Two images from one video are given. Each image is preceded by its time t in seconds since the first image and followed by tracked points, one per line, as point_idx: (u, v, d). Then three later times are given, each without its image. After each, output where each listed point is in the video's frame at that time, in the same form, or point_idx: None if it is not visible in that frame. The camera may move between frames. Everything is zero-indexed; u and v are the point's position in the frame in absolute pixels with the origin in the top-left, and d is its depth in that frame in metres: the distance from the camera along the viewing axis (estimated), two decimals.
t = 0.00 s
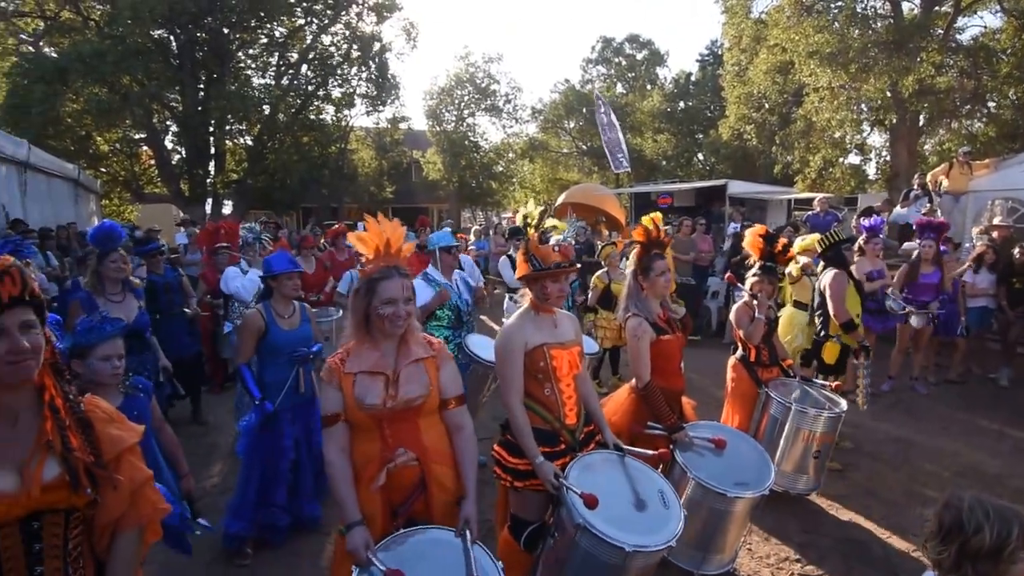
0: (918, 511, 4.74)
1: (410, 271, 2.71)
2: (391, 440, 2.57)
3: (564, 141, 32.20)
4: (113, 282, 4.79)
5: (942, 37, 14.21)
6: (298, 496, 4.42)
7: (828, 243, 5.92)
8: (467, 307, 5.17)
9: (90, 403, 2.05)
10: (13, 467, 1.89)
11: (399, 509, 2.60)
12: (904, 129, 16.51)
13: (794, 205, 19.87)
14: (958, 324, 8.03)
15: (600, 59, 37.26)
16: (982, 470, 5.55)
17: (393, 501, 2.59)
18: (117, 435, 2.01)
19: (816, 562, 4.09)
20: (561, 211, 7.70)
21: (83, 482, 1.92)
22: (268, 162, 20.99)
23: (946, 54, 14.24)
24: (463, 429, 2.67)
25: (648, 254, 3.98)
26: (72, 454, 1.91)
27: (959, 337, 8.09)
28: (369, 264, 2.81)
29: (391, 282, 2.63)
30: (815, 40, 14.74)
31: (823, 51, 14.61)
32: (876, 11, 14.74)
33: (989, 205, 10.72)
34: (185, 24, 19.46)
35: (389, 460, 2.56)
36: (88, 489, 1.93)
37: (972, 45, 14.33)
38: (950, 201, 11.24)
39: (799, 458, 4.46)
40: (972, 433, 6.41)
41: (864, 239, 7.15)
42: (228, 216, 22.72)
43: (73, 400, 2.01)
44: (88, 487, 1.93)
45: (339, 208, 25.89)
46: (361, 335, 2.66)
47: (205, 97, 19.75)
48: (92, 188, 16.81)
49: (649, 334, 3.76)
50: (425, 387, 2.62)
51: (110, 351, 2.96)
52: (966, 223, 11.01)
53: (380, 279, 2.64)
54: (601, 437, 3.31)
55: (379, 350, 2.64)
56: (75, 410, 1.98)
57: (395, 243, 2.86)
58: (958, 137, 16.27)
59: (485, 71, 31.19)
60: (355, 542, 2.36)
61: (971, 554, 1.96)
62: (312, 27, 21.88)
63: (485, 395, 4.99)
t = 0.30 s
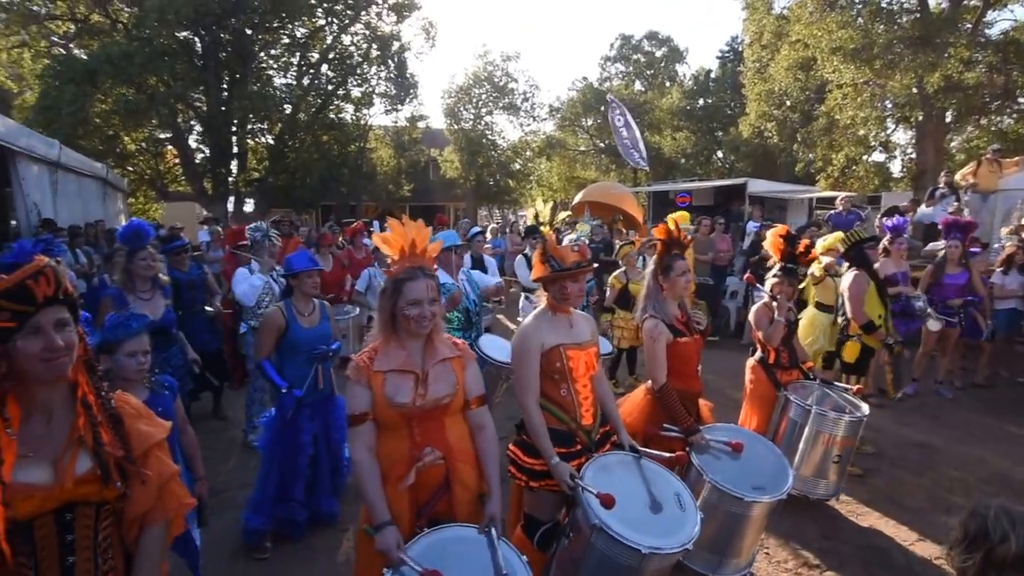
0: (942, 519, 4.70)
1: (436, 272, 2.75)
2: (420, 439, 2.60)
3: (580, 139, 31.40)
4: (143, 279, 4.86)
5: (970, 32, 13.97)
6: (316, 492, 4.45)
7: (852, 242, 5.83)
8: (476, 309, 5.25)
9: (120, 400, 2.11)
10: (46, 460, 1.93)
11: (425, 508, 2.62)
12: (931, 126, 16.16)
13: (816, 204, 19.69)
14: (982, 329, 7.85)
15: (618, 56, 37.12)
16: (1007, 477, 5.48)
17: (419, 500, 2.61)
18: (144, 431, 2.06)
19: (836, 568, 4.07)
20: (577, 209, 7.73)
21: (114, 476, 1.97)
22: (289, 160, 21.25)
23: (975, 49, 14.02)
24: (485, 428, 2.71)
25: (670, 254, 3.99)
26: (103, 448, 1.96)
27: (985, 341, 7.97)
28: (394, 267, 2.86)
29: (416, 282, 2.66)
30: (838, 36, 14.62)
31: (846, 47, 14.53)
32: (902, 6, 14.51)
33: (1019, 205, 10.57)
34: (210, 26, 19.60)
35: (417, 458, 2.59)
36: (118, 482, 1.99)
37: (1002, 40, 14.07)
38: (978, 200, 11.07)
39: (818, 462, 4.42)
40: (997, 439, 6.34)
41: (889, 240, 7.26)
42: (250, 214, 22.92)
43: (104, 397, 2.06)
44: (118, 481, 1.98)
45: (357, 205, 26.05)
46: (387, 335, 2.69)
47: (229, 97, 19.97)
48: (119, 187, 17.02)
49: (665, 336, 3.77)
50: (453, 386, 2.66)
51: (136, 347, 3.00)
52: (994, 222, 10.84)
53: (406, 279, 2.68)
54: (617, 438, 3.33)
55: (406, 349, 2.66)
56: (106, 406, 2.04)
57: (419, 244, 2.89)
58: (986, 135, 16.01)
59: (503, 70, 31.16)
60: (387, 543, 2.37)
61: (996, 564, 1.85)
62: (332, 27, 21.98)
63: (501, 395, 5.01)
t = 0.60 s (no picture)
0: (967, 526, 4.65)
1: (447, 272, 2.79)
2: (437, 439, 2.63)
3: (600, 137, 30.68)
4: (171, 277, 4.95)
5: (1001, 26, 13.67)
6: (336, 488, 4.48)
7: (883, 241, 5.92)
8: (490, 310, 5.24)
9: (147, 395, 2.15)
10: (78, 454, 1.99)
11: (440, 507, 2.65)
12: (959, 122, 15.84)
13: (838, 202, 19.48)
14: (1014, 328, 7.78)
15: (638, 53, 36.98)
16: None
17: (435, 500, 2.63)
18: (171, 426, 2.10)
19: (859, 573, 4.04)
20: (596, 207, 7.71)
21: (142, 470, 2.01)
22: (310, 159, 21.57)
23: (1006, 43, 13.63)
24: (486, 427, 2.80)
25: (690, 255, 3.99)
26: (132, 442, 2.00)
27: (1014, 343, 7.86)
28: (406, 267, 2.89)
29: (429, 282, 2.69)
30: (862, 32, 14.54)
31: (871, 42, 14.46)
32: None
33: None
34: (234, 26, 19.90)
35: (434, 457, 2.62)
36: (146, 476, 2.02)
37: None
38: (1008, 199, 10.86)
39: (839, 466, 4.39)
40: None
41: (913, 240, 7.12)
42: (272, 212, 23.16)
43: (132, 392, 2.09)
44: (146, 474, 2.02)
45: (377, 203, 26.23)
46: (398, 335, 2.70)
47: (252, 97, 20.18)
48: (147, 185, 17.21)
49: (682, 337, 3.75)
50: (465, 387, 2.71)
51: (159, 338, 3.14)
52: None
53: (420, 279, 2.71)
54: (633, 438, 3.33)
55: (419, 349, 2.68)
56: (135, 401, 2.07)
57: (431, 244, 2.91)
58: (1016, 132, 15.68)
59: (522, 67, 31.04)
60: (405, 545, 2.36)
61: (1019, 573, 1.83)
62: (353, 26, 22.08)
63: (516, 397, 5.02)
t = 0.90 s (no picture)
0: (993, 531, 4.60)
1: (450, 271, 2.83)
2: (448, 437, 2.66)
3: (619, 134, 29.72)
4: (197, 274, 5.04)
5: None
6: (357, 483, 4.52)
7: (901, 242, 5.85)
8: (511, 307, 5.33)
9: (175, 391, 2.20)
10: (111, 448, 2.04)
11: (451, 506, 2.67)
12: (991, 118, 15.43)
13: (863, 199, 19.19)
14: None
15: (659, 49, 36.70)
16: None
17: (446, 498, 2.66)
18: (198, 421, 2.15)
19: None
20: (615, 206, 7.72)
21: (171, 463, 2.06)
22: (330, 158, 21.88)
23: None
24: (486, 424, 2.83)
25: (709, 255, 3.98)
26: (162, 437, 2.05)
27: None
28: (412, 269, 2.94)
29: (434, 281, 2.72)
30: (889, 27, 13.10)
31: (898, 37, 12.99)
32: None
33: None
34: (257, 26, 20.06)
35: (445, 456, 2.64)
36: (174, 469, 2.07)
37: None
38: None
39: (860, 468, 4.37)
40: None
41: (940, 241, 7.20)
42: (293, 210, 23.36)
43: (161, 389, 2.14)
44: (174, 468, 2.07)
45: (396, 201, 26.32)
46: (401, 336, 2.72)
47: (274, 95, 20.39)
48: (171, 183, 17.38)
49: (699, 337, 3.76)
50: (471, 385, 2.74)
51: (185, 334, 3.22)
52: None
53: (424, 278, 2.74)
54: (649, 437, 3.34)
55: (425, 349, 2.71)
56: (164, 397, 2.12)
57: (435, 245, 3.04)
58: None
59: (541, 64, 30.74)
60: (419, 543, 2.38)
61: None
62: (372, 25, 22.13)
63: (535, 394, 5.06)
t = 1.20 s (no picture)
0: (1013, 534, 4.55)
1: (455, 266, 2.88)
2: (456, 432, 2.68)
3: (635, 130, 28.44)
4: (219, 271, 5.10)
5: None
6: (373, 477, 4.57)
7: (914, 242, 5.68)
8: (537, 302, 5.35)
9: (199, 384, 2.25)
10: (139, 438, 2.08)
11: (460, 499, 2.70)
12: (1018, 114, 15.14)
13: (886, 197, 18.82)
14: None
15: (677, 44, 36.42)
16: None
17: (455, 492, 2.68)
18: (224, 413, 2.20)
19: None
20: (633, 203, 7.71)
21: (196, 453, 2.11)
22: (346, 154, 21.51)
23: None
24: (497, 419, 2.86)
25: (725, 253, 3.99)
26: (187, 428, 2.10)
27: None
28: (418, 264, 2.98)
29: (440, 277, 2.77)
30: (914, 19, 13.37)
31: (924, 30, 13.30)
32: None
33: None
34: (274, 24, 20.26)
35: (453, 450, 2.67)
36: (199, 459, 2.12)
37: None
38: None
39: (878, 469, 4.31)
40: None
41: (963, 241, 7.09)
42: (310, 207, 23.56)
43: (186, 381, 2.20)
44: (200, 458, 2.12)
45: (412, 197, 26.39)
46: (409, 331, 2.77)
47: (291, 93, 20.48)
48: (191, 181, 17.58)
49: (713, 336, 3.76)
50: (480, 380, 2.77)
51: (212, 330, 3.26)
52: None
53: (431, 274, 2.78)
54: (661, 435, 3.34)
55: (432, 344, 2.75)
56: (189, 389, 2.17)
57: (439, 241, 2.97)
58: None
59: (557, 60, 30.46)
60: (427, 534, 2.41)
61: None
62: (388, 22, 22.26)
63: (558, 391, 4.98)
